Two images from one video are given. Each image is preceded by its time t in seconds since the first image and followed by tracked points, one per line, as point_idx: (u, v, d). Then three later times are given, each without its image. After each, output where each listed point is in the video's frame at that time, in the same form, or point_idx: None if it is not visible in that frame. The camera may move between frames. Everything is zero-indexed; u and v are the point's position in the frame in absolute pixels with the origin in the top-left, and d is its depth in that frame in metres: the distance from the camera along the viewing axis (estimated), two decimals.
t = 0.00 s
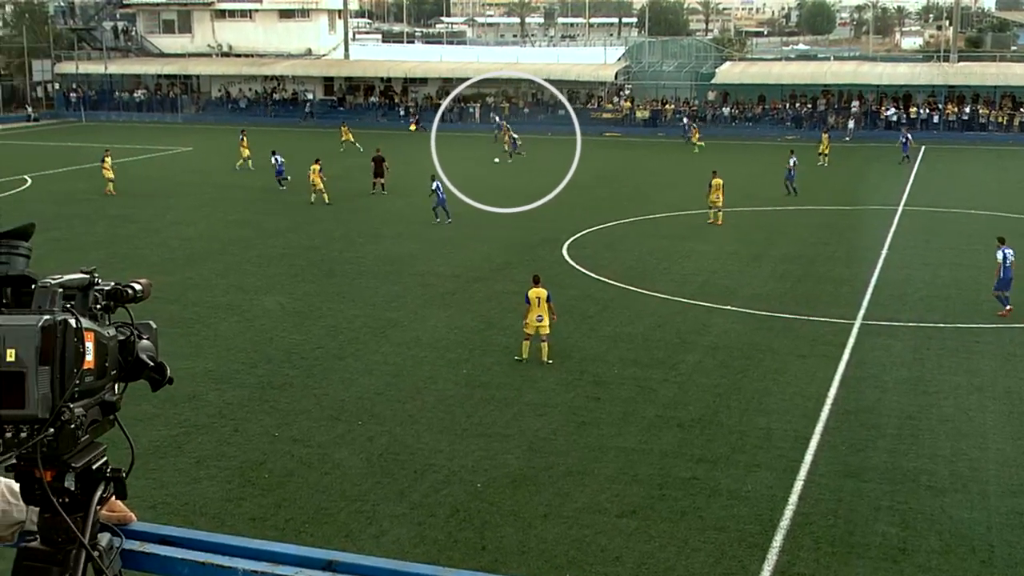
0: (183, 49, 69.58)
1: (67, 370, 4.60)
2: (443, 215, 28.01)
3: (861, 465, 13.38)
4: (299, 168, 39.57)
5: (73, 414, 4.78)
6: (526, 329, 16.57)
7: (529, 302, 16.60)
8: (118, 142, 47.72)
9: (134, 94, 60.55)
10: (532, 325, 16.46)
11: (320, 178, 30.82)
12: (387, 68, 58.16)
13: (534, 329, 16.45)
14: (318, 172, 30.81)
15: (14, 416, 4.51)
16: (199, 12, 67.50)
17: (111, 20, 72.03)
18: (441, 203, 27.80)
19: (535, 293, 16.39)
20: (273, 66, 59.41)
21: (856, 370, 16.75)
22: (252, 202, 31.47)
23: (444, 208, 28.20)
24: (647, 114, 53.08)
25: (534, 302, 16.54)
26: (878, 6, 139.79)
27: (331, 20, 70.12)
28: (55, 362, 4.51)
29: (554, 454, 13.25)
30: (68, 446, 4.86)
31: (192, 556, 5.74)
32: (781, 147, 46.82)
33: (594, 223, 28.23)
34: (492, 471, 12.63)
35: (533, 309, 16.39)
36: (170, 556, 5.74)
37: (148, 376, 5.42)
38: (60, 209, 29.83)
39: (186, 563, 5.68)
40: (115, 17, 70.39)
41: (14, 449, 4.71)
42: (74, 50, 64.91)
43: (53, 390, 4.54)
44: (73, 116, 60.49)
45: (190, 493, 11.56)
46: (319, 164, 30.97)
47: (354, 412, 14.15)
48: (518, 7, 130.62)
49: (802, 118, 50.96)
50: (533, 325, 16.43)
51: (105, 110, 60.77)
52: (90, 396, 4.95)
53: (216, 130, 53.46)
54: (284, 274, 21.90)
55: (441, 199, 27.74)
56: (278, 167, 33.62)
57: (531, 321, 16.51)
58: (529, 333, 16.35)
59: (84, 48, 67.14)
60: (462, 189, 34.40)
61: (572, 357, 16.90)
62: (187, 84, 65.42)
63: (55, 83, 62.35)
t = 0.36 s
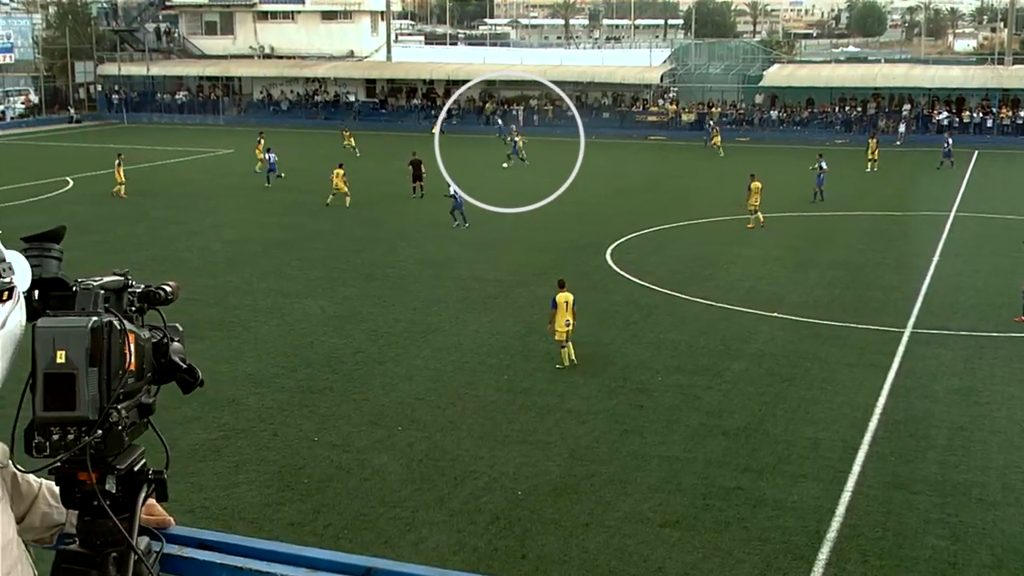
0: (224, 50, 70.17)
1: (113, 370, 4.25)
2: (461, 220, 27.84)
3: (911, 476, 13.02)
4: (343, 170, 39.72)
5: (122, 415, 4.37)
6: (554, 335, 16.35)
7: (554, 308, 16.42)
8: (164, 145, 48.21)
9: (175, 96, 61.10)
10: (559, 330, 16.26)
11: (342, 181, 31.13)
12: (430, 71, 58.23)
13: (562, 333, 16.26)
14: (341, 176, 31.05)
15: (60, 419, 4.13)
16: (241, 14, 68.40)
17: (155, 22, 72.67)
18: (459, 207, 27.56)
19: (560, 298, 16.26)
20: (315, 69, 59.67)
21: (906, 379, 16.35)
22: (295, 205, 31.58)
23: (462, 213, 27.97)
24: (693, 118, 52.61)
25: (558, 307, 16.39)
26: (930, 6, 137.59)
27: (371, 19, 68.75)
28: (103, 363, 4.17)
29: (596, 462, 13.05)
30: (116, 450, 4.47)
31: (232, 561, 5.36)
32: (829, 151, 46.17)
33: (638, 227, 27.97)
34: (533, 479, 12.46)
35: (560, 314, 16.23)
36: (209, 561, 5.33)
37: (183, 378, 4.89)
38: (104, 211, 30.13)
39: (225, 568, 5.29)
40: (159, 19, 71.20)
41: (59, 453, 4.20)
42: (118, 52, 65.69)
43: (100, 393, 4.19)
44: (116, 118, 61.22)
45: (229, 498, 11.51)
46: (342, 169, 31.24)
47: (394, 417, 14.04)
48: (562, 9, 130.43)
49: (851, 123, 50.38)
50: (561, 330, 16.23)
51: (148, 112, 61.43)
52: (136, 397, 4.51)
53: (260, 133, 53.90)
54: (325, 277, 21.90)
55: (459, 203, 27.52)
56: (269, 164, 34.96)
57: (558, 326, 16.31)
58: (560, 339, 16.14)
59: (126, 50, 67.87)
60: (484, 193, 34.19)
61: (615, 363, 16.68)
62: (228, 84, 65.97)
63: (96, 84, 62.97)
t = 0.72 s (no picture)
0: (263, 51, 70.57)
1: (153, 372, 4.13)
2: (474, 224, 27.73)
3: (957, 488, 12.69)
4: (381, 173, 39.80)
5: (163, 417, 4.22)
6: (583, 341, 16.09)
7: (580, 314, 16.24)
8: (204, 146, 48.60)
9: (213, 97, 61.52)
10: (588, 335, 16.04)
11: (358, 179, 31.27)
12: (470, 73, 58.14)
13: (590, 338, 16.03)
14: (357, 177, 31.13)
15: (104, 423, 4.02)
16: (280, 16, 68.84)
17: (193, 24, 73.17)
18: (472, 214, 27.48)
19: (586, 302, 16.10)
20: (354, 70, 59.74)
21: (952, 388, 15.99)
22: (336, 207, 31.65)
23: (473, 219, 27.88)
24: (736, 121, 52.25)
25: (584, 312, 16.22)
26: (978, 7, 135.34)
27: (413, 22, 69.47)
28: (145, 364, 4.04)
29: (635, 469, 12.85)
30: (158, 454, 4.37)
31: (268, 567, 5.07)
32: (873, 155, 45.51)
33: (678, 232, 27.70)
34: (570, 486, 12.30)
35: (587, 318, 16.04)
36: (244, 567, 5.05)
37: (216, 383, 4.74)
38: (143, 213, 30.37)
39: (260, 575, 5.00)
40: (197, 20, 71.86)
41: (101, 457, 4.08)
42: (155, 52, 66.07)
43: (143, 394, 4.07)
44: (153, 119, 61.83)
45: (264, 502, 11.46)
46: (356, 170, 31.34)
47: (430, 422, 13.95)
48: (602, 10, 130.02)
49: (897, 126, 49.53)
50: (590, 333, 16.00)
51: (185, 113, 61.87)
52: (172, 398, 4.36)
53: (299, 135, 54.15)
54: (362, 281, 21.89)
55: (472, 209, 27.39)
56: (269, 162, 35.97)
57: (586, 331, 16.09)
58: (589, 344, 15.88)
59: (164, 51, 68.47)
60: (523, 196, 34.05)
61: (654, 370, 16.46)
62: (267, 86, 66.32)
63: (134, 86, 63.47)
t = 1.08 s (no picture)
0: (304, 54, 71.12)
1: (195, 375, 3.82)
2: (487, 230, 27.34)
3: (1008, 501, 12.30)
4: (422, 176, 39.95)
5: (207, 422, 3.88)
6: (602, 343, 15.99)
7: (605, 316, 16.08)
8: (247, 149, 49.08)
9: (254, 99, 62.17)
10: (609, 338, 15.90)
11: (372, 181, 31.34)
12: (511, 75, 58.31)
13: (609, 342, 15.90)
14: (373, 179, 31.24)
15: (149, 426, 3.70)
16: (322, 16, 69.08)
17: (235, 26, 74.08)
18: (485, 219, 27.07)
19: (612, 307, 15.89)
20: (394, 72, 60.08)
21: (1004, 398, 15.56)
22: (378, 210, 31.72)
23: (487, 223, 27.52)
24: (781, 125, 51.89)
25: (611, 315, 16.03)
26: None
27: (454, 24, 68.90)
28: (188, 367, 3.75)
29: (676, 478, 12.62)
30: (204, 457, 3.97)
31: None
32: (920, 159, 44.87)
33: (722, 237, 27.39)
34: (611, 494, 12.10)
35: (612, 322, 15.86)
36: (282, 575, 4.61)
37: (248, 386, 4.61)
38: (186, 215, 30.68)
39: None
40: (239, 22, 72.73)
41: (144, 462, 3.76)
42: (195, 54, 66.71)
43: (189, 395, 3.78)
44: (193, 121, 62.72)
45: (301, 507, 11.39)
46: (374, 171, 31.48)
47: (468, 428, 13.82)
48: (646, 11, 129.89)
49: (946, 130, 48.46)
50: (611, 337, 15.86)
51: (225, 116, 62.56)
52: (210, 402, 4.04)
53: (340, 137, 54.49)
54: (402, 284, 21.86)
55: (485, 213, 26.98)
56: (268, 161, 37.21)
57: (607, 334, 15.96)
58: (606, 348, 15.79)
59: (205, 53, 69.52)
60: (565, 200, 33.94)
61: (697, 378, 16.19)
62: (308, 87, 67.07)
63: (175, 88, 64.19)
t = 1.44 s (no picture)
0: (351, 56, 71.34)
1: (242, 377, 3.72)
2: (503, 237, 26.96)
3: None
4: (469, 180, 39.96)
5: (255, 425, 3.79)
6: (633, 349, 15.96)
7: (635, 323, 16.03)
8: (295, 151, 49.51)
9: (299, 102, 62.59)
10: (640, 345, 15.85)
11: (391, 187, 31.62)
12: (561, 78, 58.24)
13: (641, 348, 15.86)
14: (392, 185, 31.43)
15: (198, 431, 3.61)
16: (368, 19, 69.61)
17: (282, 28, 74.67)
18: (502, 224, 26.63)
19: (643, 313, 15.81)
20: (440, 75, 60.26)
21: None
22: (425, 214, 31.72)
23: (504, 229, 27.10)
24: (836, 129, 50.99)
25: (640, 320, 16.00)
26: None
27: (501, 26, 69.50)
28: (236, 370, 3.65)
29: (725, 490, 12.35)
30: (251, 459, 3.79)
31: None
32: (978, 165, 43.92)
33: (773, 244, 26.98)
34: (658, 505, 11.86)
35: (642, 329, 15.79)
36: None
37: (286, 391, 4.48)
38: (234, 218, 30.94)
39: None
40: (285, 24, 73.31)
41: (192, 468, 3.68)
42: (241, 56, 67.35)
43: (237, 399, 3.68)
44: (239, 124, 63.37)
45: (344, 515, 11.29)
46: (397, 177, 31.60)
47: (514, 436, 13.65)
48: (698, 13, 128.92)
49: (1006, 134, 47.45)
50: (642, 344, 15.80)
51: (270, 118, 63.12)
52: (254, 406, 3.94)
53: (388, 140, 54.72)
54: (448, 289, 21.78)
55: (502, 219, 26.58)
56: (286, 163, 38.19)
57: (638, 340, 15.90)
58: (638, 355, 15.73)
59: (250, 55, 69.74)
60: (613, 205, 33.70)
61: (747, 387, 15.87)
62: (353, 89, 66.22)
63: (220, 90, 64.63)
